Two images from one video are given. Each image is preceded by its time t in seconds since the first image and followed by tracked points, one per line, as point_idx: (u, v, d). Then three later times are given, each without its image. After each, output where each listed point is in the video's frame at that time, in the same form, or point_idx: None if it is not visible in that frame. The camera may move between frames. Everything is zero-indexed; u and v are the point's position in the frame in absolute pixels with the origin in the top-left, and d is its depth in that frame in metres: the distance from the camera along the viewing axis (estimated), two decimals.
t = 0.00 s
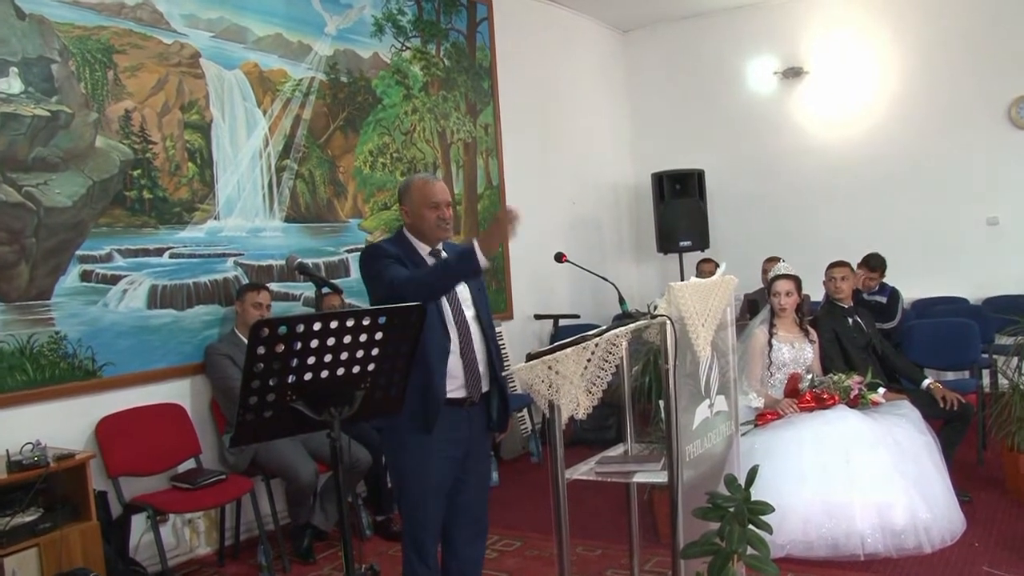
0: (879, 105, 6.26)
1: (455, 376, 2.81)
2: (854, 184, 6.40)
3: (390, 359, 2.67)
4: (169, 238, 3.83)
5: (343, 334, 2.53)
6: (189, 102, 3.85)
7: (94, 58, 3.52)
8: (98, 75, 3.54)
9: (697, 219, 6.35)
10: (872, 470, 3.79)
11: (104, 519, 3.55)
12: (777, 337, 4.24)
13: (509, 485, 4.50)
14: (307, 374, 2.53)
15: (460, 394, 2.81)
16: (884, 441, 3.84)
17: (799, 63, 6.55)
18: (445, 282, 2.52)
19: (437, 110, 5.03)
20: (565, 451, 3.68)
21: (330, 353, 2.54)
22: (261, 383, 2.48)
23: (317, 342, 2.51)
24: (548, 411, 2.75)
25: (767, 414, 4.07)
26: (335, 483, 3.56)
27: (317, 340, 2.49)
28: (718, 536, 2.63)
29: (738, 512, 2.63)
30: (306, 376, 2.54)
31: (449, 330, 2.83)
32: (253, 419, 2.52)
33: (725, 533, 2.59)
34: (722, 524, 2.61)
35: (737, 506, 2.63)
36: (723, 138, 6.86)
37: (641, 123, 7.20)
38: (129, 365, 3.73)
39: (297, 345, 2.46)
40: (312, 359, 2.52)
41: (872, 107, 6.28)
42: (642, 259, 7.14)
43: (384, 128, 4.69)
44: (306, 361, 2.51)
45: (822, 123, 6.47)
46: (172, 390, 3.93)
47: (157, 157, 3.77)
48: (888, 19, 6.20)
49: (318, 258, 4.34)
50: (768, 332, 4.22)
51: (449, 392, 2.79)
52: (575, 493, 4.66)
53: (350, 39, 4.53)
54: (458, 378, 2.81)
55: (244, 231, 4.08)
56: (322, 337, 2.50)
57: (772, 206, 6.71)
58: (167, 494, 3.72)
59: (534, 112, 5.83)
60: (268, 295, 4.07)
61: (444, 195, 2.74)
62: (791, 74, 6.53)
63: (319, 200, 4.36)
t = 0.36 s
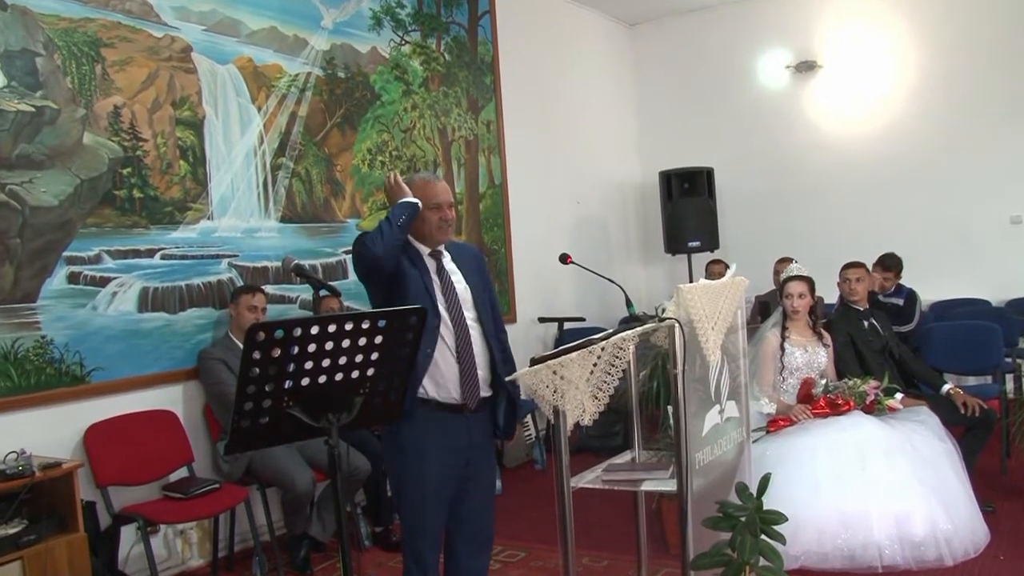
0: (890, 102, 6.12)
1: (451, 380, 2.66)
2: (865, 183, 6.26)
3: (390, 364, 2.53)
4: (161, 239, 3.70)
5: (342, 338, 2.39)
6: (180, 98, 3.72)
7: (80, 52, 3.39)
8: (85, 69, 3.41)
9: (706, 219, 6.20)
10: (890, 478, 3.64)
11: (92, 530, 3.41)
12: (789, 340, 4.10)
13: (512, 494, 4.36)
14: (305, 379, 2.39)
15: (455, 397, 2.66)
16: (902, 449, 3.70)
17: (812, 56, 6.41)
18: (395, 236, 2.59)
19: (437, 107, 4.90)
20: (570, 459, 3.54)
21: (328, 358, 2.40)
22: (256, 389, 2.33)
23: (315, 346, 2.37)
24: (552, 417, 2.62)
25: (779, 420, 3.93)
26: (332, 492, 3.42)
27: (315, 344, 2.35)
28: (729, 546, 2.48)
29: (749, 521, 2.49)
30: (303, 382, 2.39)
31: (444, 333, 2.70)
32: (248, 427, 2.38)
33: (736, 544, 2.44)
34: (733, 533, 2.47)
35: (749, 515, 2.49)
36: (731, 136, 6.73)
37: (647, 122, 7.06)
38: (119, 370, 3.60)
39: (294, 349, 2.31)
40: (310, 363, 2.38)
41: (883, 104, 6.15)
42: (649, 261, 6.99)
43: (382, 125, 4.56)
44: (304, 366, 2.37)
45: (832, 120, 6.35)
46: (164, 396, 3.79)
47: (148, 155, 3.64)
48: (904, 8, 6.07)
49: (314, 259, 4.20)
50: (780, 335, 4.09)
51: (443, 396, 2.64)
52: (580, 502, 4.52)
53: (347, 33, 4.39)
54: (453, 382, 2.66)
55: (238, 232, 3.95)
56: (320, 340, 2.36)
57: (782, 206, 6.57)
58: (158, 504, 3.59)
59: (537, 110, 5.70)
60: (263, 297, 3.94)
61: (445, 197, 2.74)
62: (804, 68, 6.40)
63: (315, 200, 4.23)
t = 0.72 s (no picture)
0: (904, 98, 5.98)
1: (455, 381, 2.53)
2: (879, 181, 6.12)
3: (391, 367, 2.39)
4: (152, 236, 3.57)
5: (340, 340, 2.26)
6: (172, 90, 3.59)
7: (66, 41, 3.26)
8: (72, 59, 3.28)
9: (716, 218, 6.05)
10: (908, 487, 3.49)
11: (78, 539, 3.28)
12: (803, 343, 3.95)
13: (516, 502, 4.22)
14: (301, 382, 2.26)
15: (461, 401, 2.53)
16: (921, 457, 3.56)
17: (827, 48, 6.26)
18: (406, 234, 2.45)
19: (439, 101, 4.76)
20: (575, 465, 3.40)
21: (326, 360, 2.27)
22: (251, 392, 2.20)
23: (312, 348, 2.23)
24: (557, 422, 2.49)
25: (792, 426, 3.78)
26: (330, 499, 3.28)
27: (312, 346, 2.22)
28: (742, 556, 2.40)
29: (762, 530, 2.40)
30: (300, 385, 2.26)
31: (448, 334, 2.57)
32: (242, 431, 2.24)
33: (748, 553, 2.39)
34: (745, 543, 2.38)
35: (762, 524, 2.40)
36: (741, 133, 6.59)
37: (655, 118, 6.93)
38: (107, 373, 3.47)
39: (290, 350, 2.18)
40: (307, 366, 2.24)
41: (897, 100, 6.01)
42: (657, 260, 6.85)
43: (382, 119, 4.41)
44: (301, 368, 2.24)
45: (844, 117, 6.21)
46: (155, 400, 3.66)
47: (138, 149, 3.51)
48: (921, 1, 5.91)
49: (311, 258, 4.06)
50: (793, 338, 3.94)
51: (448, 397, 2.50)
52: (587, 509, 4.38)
53: (346, 23, 4.25)
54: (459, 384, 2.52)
55: (233, 230, 3.82)
56: (317, 342, 2.23)
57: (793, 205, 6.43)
58: (148, 511, 3.45)
59: (542, 105, 5.56)
60: (258, 297, 3.81)
61: (451, 194, 2.60)
62: (820, 60, 6.25)
63: (313, 197, 4.09)
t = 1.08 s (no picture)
0: (917, 96, 5.87)
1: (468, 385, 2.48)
2: (893, 179, 5.98)
3: (391, 375, 2.32)
4: (141, 239, 3.44)
5: (338, 346, 2.18)
6: (162, 88, 3.47)
7: (51, 36, 3.14)
8: (57, 55, 3.16)
9: (725, 219, 5.90)
10: (929, 499, 3.33)
11: (63, 554, 3.15)
12: (817, 347, 3.82)
13: (518, 512, 4.08)
14: (297, 390, 2.18)
15: (477, 408, 2.48)
16: (943, 466, 3.41)
17: (841, 42, 6.11)
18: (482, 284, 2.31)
19: (439, 99, 4.63)
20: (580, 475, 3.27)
21: (323, 367, 2.18)
22: (246, 400, 2.12)
23: (309, 354, 2.15)
24: (562, 432, 2.33)
25: (806, 433, 3.64)
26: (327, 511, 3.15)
27: (309, 352, 2.14)
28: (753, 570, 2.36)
29: (774, 542, 2.36)
30: (297, 393, 2.18)
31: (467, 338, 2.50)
32: (237, 440, 2.17)
33: (760, 565, 2.35)
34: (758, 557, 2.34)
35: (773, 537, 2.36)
36: (749, 132, 6.46)
37: (661, 118, 6.79)
38: (95, 381, 3.34)
39: (286, 358, 2.10)
40: (303, 373, 2.16)
41: (909, 98, 5.89)
42: (664, 262, 6.71)
43: (380, 118, 4.28)
44: (297, 376, 2.16)
45: (855, 116, 6.08)
46: (145, 409, 3.53)
47: (127, 149, 3.38)
48: None
49: (307, 261, 3.93)
50: (806, 343, 3.82)
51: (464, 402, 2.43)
52: (593, 519, 4.24)
53: (343, 18, 4.13)
54: (476, 392, 2.46)
55: (226, 232, 3.69)
56: (314, 348, 2.15)
57: (803, 205, 6.29)
58: (137, 524, 3.32)
59: (546, 104, 5.43)
60: (252, 302, 3.68)
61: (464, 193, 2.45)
62: (834, 54, 6.10)
63: (309, 198, 3.96)
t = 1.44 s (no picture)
0: (931, 97, 5.69)
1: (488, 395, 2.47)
2: (906, 178, 5.80)
3: (392, 381, 2.21)
4: (130, 240, 3.31)
5: (337, 351, 2.07)
6: (152, 82, 3.34)
7: (35, 28, 3.02)
8: (41, 47, 3.04)
9: (734, 221, 5.76)
10: (948, 511, 3.17)
11: (46, 568, 3.01)
12: (831, 354, 3.69)
13: (520, 523, 3.94)
14: (293, 398, 2.06)
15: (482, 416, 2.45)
16: (963, 479, 3.26)
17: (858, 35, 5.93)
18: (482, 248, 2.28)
19: (440, 95, 4.50)
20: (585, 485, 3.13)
21: (320, 373, 2.07)
22: (238, 407, 2.01)
23: (307, 359, 2.04)
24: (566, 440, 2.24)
25: (819, 443, 3.50)
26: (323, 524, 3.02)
27: (305, 357, 2.03)
28: None
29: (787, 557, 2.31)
30: (292, 400, 2.07)
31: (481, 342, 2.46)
32: (228, 450, 2.06)
33: None
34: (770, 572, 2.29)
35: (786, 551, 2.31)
36: (758, 132, 6.31)
37: (669, 117, 6.65)
38: (81, 387, 3.21)
39: (281, 362, 1.99)
40: (300, 379, 2.05)
41: (923, 99, 5.72)
42: (672, 265, 6.56)
43: (378, 115, 4.16)
44: (293, 382, 2.05)
45: (864, 116, 5.93)
46: (134, 416, 3.40)
47: (115, 146, 3.26)
48: None
49: (303, 263, 3.80)
50: (820, 348, 3.68)
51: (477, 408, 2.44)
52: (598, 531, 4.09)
53: (339, 11, 4.00)
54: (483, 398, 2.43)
55: (218, 233, 3.56)
56: (312, 353, 2.03)
57: (813, 207, 6.15)
58: (124, 537, 3.19)
59: (550, 103, 5.31)
60: (246, 305, 3.55)
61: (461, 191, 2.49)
62: (849, 48, 5.93)
63: (304, 198, 3.83)
